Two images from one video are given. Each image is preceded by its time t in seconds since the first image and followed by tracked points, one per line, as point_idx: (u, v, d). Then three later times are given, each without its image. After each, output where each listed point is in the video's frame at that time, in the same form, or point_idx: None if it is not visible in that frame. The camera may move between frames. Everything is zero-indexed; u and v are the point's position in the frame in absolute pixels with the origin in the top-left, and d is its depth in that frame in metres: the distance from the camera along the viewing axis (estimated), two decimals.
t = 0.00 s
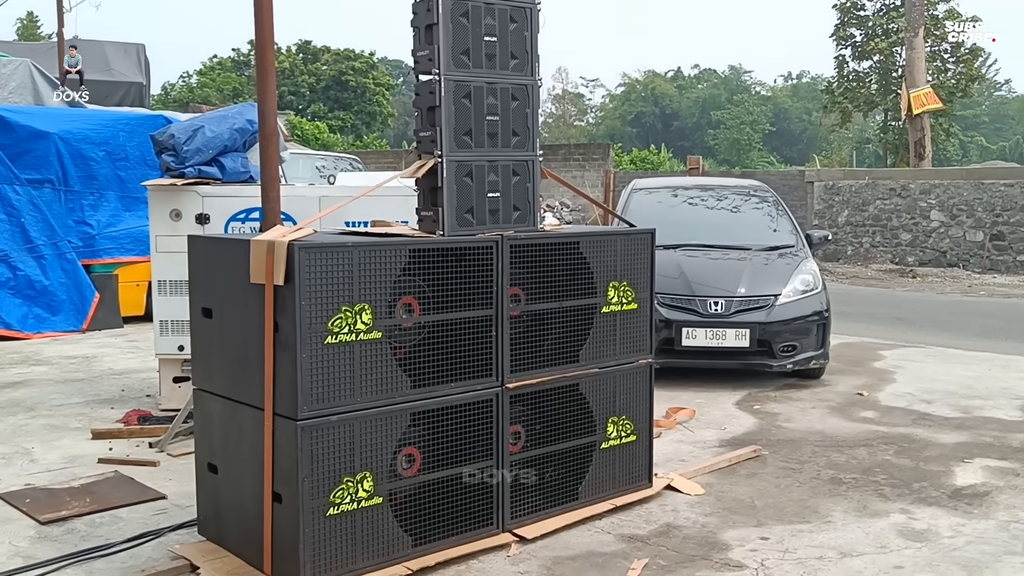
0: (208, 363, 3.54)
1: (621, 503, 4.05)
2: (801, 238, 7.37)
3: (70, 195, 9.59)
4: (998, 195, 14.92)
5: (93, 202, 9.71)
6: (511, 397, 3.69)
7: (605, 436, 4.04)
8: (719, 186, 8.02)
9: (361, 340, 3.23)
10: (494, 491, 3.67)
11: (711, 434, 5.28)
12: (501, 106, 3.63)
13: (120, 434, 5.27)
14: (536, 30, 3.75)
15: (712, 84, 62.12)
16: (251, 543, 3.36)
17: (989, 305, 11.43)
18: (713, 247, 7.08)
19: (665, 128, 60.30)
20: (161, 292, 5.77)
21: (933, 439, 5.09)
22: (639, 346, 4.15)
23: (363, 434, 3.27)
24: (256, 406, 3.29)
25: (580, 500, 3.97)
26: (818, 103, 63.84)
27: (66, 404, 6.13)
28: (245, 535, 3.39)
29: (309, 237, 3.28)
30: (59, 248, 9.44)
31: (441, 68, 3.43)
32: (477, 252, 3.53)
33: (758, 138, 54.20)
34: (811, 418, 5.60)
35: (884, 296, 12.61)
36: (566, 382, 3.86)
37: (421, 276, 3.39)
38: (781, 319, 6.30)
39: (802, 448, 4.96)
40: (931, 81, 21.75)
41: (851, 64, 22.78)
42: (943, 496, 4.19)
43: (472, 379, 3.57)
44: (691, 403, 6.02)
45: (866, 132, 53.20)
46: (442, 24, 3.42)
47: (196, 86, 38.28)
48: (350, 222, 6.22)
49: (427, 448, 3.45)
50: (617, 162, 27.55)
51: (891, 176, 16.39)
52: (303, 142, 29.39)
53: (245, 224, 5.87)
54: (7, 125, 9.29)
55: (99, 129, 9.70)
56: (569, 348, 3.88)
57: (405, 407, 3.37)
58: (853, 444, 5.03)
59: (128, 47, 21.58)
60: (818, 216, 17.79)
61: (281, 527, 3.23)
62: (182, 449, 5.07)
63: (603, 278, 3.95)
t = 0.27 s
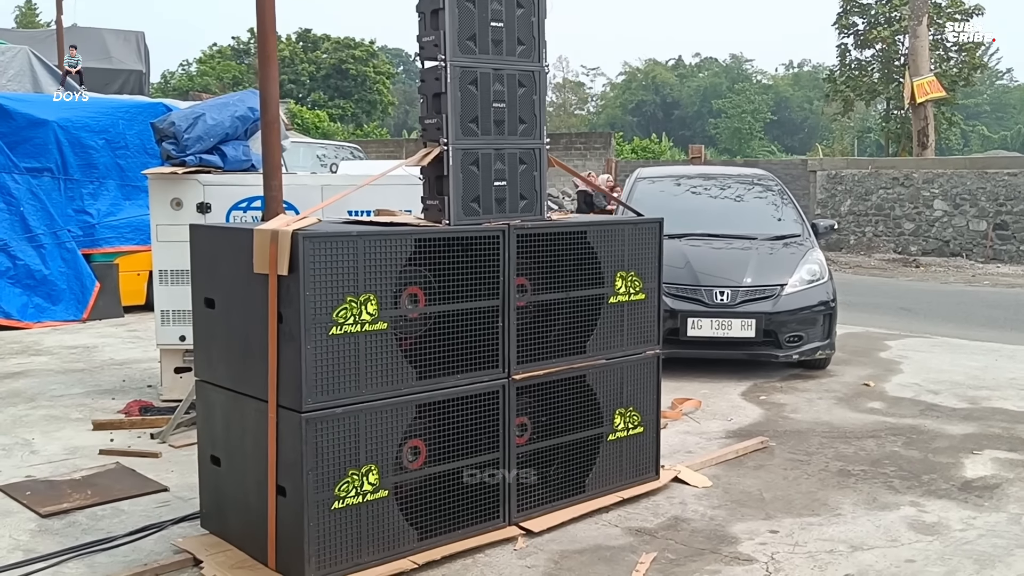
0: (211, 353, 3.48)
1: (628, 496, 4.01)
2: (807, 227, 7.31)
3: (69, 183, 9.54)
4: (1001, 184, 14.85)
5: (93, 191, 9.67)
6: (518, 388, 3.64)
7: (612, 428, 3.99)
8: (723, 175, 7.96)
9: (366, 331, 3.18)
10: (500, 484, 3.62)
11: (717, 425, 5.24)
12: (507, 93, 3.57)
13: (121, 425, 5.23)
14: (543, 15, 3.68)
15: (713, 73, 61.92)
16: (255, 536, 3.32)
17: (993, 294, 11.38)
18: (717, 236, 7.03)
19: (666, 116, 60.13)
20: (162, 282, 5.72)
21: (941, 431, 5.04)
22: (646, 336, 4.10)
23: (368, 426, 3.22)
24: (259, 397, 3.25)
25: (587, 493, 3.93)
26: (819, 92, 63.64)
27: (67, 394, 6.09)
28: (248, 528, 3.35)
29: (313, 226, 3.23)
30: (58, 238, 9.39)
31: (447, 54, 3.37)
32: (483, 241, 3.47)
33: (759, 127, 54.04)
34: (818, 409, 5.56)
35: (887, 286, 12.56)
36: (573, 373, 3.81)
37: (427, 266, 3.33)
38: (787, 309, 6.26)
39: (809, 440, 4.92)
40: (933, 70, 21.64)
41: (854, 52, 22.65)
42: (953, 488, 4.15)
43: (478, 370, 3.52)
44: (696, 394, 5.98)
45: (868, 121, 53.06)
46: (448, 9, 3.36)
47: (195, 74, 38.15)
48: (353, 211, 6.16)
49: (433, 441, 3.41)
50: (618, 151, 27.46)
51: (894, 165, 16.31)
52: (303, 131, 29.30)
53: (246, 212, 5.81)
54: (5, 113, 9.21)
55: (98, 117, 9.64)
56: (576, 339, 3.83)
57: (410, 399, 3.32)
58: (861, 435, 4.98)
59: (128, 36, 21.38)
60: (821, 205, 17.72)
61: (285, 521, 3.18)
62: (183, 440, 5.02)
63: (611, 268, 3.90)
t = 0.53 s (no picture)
0: (212, 353, 3.44)
1: (633, 496, 3.97)
2: (810, 223, 7.27)
3: (68, 180, 9.50)
4: (1002, 180, 14.81)
5: (91, 187, 9.62)
6: (522, 388, 3.60)
7: (617, 428, 3.96)
8: (724, 171, 7.91)
9: (370, 332, 3.14)
10: (504, 486, 3.59)
11: (722, 424, 5.20)
12: (512, 91, 3.52)
13: (121, 425, 5.19)
14: (548, 11, 3.64)
15: (712, 68, 61.82)
16: (257, 539, 3.28)
17: (995, 291, 11.35)
18: (720, 234, 6.99)
19: (665, 112, 60.06)
20: (162, 280, 5.68)
21: (947, 430, 5.01)
22: (651, 336, 4.07)
23: (372, 427, 3.19)
24: (261, 398, 3.21)
25: (592, 494, 3.90)
26: (818, 87, 63.55)
27: (66, 393, 6.05)
28: (250, 530, 3.31)
29: (316, 226, 3.19)
30: (57, 234, 9.35)
31: (451, 51, 3.33)
32: (488, 240, 3.43)
33: (758, 122, 53.97)
34: (822, 408, 5.52)
35: (888, 282, 12.52)
36: (578, 373, 3.78)
37: (431, 265, 3.29)
38: (791, 307, 6.22)
39: (814, 439, 4.88)
40: (933, 65, 21.58)
41: (853, 48, 22.58)
42: (961, 488, 4.11)
43: (482, 370, 3.48)
44: (699, 392, 5.94)
45: (867, 116, 53.03)
46: (452, 5, 3.32)
47: (194, 70, 38.05)
48: (355, 209, 6.11)
49: (437, 442, 3.37)
50: (617, 147, 27.43)
51: (895, 161, 16.27)
52: (302, 126, 29.23)
53: (246, 211, 5.78)
54: (3, 109, 9.16)
55: (97, 113, 9.58)
56: (581, 339, 3.79)
57: (414, 400, 3.28)
58: (866, 435, 4.95)
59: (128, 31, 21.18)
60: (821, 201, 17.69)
61: (288, 523, 3.15)
62: (184, 439, 4.99)
63: (616, 267, 3.86)
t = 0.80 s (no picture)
0: (210, 355, 3.42)
1: (633, 499, 3.96)
2: (808, 224, 7.26)
3: (63, 180, 9.46)
4: (998, 180, 14.83)
5: (86, 187, 9.57)
6: (522, 390, 3.58)
7: (617, 430, 3.94)
8: (721, 172, 7.90)
9: (370, 334, 3.12)
10: (504, 488, 3.57)
11: (721, 426, 5.19)
12: (512, 91, 3.50)
13: (117, 426, 5.16)
14: (548, 11, 3.62)
15: (707, 68, 61.87)
16: (256, 543, 3.26)
17: (992, 291, 11.37)
18: (718, 234, 6.97)
19: (660, 112, 60.08)
20: (158, 281, 5.64)
21: (946, 431, 5.01)
22: (651, 337, 4.05)
23: (372, 430, 3.16)
24: (260, 401, 3.18)
25: (592, 496, 3.88)
26: (813, 87, 63.65)
27: (61, 394, 6.01)
28: (249, 533, 3.29)
29: (315, 227, 3.16)
30: (52, 235, 9.30)
31: (451, 51, 3.31)
32: (488, 241, 3.41)
33: (753, 122, 54.04)
34: (821, 409, 5.51)
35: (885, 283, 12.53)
36: (578, 375, 3.76)
37: (431, 266, 3.27)
38: (790, 308, 6.21)
39: (814, 440, 4.87)
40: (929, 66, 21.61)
41: (849, 48, 22.58)
42: (962, 490, 4.10)
43: (482, 372, 3.46)
44: (698, 393, 5.93)
45: (862, 117, 53.16)
46: (452, 5, 3.29)
47: (188, 69, 37.95)
48: (353, 210, 6.10)
49: (437, 444, 3.35)
50: (613, 147, 27.44)
51: (891, 161, 16.28)
52: (298, 126, 29.16)
53: (244, 210, 5.76)
54: None
55: (92, 113, 9.54)
56: (581, 340, 3.77)
57: (414, 403, 3.26)
58: (866, 436, 4.94)
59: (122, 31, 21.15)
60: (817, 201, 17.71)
61: (287, 527, 3.12)
62: (181, 441, 4.96)
63: (617, 268, 3.84)
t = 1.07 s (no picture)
0: (204, 355, 3.39)
1: (629, 499, 3.95)
2: (801, 223, 7.26)
3: (54, 179, 9.41)
4: (990, 180, 14.87)
5: (78, 187, 9.53)
6: (518, 391, 3.57)
7: (612, 431, 3.93)
8: (714, 171, 7.90)
9: (364, 334, 3.10)
10: (499, 488, 3.55)
11: (715, 425, 5.18)
12: (507, 90, 3.49)
13: (109, 427, 5.13)
14: (544, 10, 3.61)
15: (700, 68, 61.94)
16: (250, 545, 3.24)
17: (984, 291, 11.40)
18: (712, 234, 6.97)
19: (653, 111, 60.13)
20: (151, 280, 5.61)
21: (940, 431, 5.01)
22: (647, 337, 4.04)
23: (366, 430, 3.15)
24: (254, 402, 3.16)
25: (587, 496, 3.87)
26: (805, 87, 63.79)
27: (53, 395, 5.97)
28: (243, 535, 3.27)
29: (309, 227, 3.14)
30: (43, 234, 9.25)
31: (446, 50, 3.29)
32: (483, 241, 3.39)
33: (746, 122, 54.13)
34: (815, 409, 5.51)
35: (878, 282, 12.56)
36: (574, 375, 3.74)
37: (426, 266, 3.25)
38: (784, 307, 6.21)
39: (809, 440, 4.87)
40: (920, 65, 21.67)
41: (841, 47, 22.61)
42: (956, 490, 4.10)
43: (477, 372, 3.44)
44: (692, 393, 5.92)
45: (854, 116, 53.30)
46: (447, 4, 3.28)
47: (180, 68, 37.81)
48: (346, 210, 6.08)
49: (432, 445, 3.33)
50: (606, 146, 27.46)
51: (883, 161, 16.32)
52: (290, 125, 29.08)
53: (237, 210, 5.70)
54: None
55: (83, 112, 9.50)
56: (576, 340, 3.76)
57: (409, 403, 3.24)
58: (860, 436, 4.94)
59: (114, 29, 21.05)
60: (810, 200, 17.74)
61: (281, 528, 3.10)
62: (173, 442, 4.93)
63: (612, 268, 3.83)
